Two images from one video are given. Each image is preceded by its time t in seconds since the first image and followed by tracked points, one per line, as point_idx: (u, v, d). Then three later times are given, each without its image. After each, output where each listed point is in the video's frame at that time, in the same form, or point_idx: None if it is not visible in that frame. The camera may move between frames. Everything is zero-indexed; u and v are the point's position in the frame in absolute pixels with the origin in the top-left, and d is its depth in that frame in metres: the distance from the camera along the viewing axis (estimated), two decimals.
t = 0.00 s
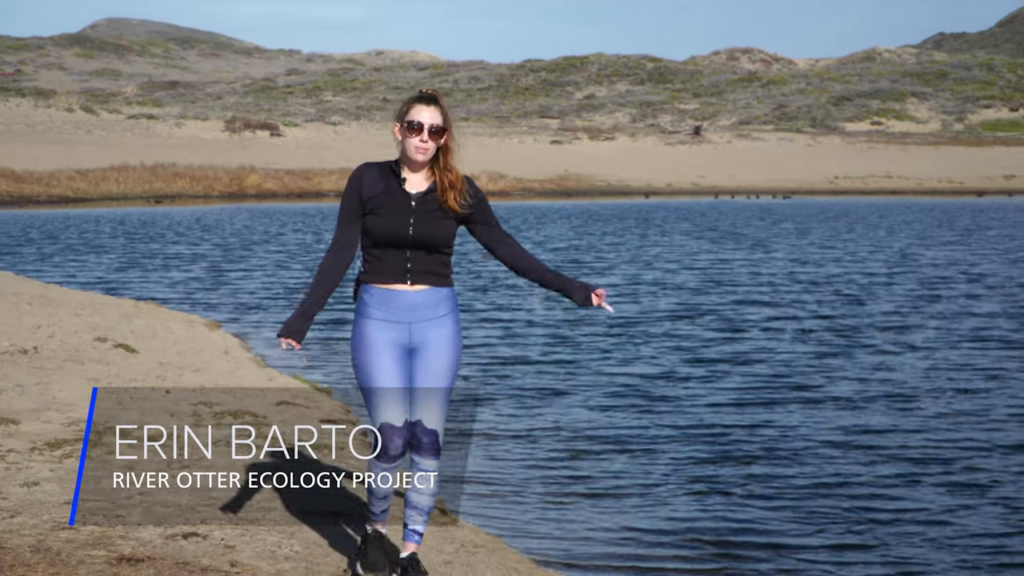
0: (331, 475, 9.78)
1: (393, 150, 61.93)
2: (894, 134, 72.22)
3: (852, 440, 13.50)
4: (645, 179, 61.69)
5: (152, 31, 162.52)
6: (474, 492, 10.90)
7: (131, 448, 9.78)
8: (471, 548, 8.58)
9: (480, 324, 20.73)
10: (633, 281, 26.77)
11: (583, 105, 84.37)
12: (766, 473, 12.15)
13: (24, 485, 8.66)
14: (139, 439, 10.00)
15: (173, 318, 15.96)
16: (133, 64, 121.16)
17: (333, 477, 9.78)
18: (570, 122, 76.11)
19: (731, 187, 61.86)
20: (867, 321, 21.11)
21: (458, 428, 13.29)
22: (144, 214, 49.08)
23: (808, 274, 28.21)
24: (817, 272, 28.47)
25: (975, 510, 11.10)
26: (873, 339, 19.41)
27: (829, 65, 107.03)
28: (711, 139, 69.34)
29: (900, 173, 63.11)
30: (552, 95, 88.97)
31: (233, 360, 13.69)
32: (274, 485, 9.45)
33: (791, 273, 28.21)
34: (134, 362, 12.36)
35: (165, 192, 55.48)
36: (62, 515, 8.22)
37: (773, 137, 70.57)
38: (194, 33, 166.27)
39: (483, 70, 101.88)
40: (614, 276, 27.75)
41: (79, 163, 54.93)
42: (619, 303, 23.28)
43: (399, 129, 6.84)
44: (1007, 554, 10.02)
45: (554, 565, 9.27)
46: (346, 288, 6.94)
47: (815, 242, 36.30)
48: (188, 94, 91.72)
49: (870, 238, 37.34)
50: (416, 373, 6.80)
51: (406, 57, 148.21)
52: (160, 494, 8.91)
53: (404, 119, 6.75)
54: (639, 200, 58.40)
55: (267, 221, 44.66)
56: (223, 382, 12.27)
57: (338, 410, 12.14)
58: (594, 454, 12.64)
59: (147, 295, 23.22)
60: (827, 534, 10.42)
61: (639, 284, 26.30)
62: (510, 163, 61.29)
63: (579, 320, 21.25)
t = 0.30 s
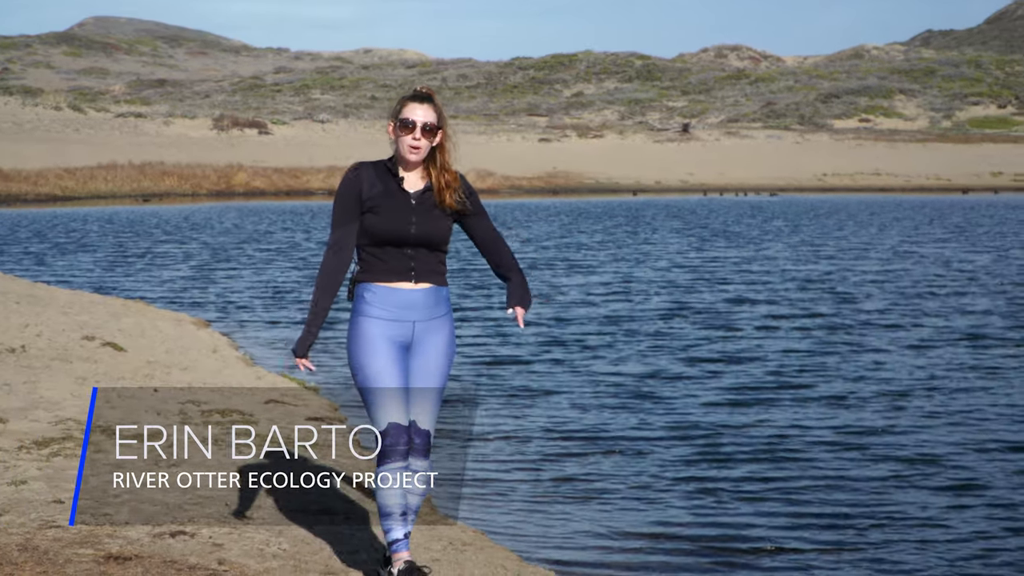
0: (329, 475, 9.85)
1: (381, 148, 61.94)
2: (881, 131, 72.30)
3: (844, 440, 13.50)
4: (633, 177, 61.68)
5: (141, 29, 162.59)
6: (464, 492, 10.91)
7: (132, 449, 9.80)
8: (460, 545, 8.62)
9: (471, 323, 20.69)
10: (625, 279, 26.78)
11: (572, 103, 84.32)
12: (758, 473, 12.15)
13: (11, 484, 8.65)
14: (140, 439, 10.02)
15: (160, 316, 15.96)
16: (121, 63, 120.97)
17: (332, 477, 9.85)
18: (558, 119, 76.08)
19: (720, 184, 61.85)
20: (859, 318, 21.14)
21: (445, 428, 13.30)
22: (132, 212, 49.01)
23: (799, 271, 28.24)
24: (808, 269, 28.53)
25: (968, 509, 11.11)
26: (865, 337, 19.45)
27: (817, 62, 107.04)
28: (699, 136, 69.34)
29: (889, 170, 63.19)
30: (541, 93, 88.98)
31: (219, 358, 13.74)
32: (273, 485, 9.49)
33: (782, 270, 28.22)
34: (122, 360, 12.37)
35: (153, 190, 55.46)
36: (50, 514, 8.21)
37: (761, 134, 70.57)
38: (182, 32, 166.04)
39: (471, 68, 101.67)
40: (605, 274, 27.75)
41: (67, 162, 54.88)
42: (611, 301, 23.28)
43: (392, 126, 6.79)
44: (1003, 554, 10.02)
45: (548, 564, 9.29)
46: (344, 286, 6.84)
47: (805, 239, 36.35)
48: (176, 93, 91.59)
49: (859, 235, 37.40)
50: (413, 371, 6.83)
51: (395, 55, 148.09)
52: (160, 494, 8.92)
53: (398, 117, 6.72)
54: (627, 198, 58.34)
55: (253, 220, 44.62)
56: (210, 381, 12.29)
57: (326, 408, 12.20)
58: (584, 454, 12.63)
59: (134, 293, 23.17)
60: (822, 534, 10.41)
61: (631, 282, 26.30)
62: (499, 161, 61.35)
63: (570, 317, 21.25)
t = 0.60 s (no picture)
0: (329, 476, 9.86)
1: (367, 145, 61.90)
2: (869, 128, 72.35)
3: (834, 439, 13.52)
4: (621, 174, 61.67)
5: (128, 26, 162.20)
6: (453, 490, 10.94)
7: (132, 448, 9.78)
8: (446, 542, 8.64)
9: (460, 321, 20.71)
10: (614, 276, 26.80)
11: (559, 100, 84.26)
12: (748, 473, 12.16)
13: None
14: (140, 439, 10.01)
15: (146, 313, 15.94)
16: (107, 60, 120.64)
17: (330, 477, 9.86)
18: (545, 116, 76.05)
19: (707, 181, 61.80)
20: (850, 316, 21.20)
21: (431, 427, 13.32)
22: (118, 209, 48.93)
23: (789, 268, 28.28)
24: (797, 267, 28.57)
25: (958, 509, 11.15)
26: (855, 335, 19.50)
27: (804, 60, 107.03)
28: (686, 134, 69.31)
29: (876, 168, 63.23)
30: (528, 90, 88.91)
31: (206, 355, 13.76)
32: (273, 485, 9.50)
33: (772, 268, 28.26)
34: (108, 357, 12.37)
35: (140, 187, 55.36)
36: (36, 511, 8.21)
37: (748, 131, 70.53)
38: (169, 28, 165.58)
39: (457, 65, 101.50)
40: (594, 272, 27.76)
41: (53, 159, 54.78)
42: (600, 299, 23.29)
43: (379, 123, 6.80)
44: (995, 554, 10.06)
45: (539, 563, 9.32)
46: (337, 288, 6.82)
47: (794, 236, 36.38)
48: (162, 90, 91.43)
49: (846, 232, 37.46)
50: (407, 373, 6.82)
51: (381, 51, 147.99)
52: (160, 493, 8.90)
53: (384, 114, 6.72)
54: (614, 194, 58.35)
55: (238, 217, 44.59)
56: (197, 377, 12.31)
57: (313, 405, 12.23)
58: (573, 454, 12.63)
59: (121, 290, 23.14)
60: (814, 535, 10.42)
61: (621, 280, 26.33)
62: (486, 158, 61.31)
63: (560, 316, 21.26)
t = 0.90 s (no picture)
0: (329, 476, 9.89)
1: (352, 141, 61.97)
2: (854, 124, 72.49)
3: (826, 439, 13.51)
4: (607, 170, 61.76)
5: (114, 22, 162.10)
6: (442, 490, 10.93)
7: (131, 448, 9.78)
8: (432, 539, 8.64)
9: (449, 320, 20.70)
10: (603, 274, 26.80)
11: (545, 96, 84.33)
12: (742, 473, 12.15)
13: None
14: (140, 439, 10.00)
15: (131, 310, 15.97)
16: (93, 55, 120.54)
17: (331, 477, 9.89)
18: (532, 112, 76.11)
19: (692, 177, 61.85)
20: (840, 314, 21.22)
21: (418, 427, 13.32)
22: (104, 206, 48.92)
23: (778, 265, 28.31)
24: (786, 264, 28.60)
25: (952, 509, 11.15)
26: (845, 333, 19.52)
27: (791, 56, 107.13)
28: (672, 130, 69.37)
29: (862, 164, 63.36)
30: (514, 86, 88.99)
31: (190, 352, 13.78)
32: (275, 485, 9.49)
33: (760, 265, 28.28)
34: (93, 354, 12.38)
35: (125, 183, 55.35)
36: (21, 508, 8.20)
37: (733, 127, 70.59)
38: (155, 24, 165.38)
39: (443, 61, 101.50)
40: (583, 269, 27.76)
41: (38, 155, 54.81)
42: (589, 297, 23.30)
43: (364, 118, 6.58)
44: (991, 554, 10.04)
45: (529, 563, 9.29)
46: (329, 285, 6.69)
47: (782, 233, 36.43)
48: (149, 86, 91.45)
49: (832, 228, 37.53)
50: (399, 374, 6.64)
51: (367, 48, 148.02)
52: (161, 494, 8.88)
53: (371, 108, 6.51)
54: (599, 190, 58.44)
55: (222, 213, 44.63)
56: (182, 373, 12.35)
57: (298, 402, 12.27)
58: (561, 454, 12.60)
59: (106, 287, 23.12)
60: (807, 535, 10.41)
61: (610, 277, 26.34)
62: (472, 154, 61.31)
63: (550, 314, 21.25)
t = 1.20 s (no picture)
0: (329, 476, 9.94)
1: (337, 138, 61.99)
2: (839, 121, 72.61)
3: (818, 437, 13.53)
4: (593, 167, 61.81)
5: (97, 20, 161.79)
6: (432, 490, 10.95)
7: (130, 449, 9.79)
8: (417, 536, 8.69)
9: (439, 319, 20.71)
10: (592, 271, 26.80)
11: (530, 93, 84.35)
12: (737, 473, 12.17)
13: None
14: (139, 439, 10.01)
15: (116, 308, 15.96)
16: (78, 53, 120.30)
17: (330, 477, 9.94)
18: (517, 110, 76.13)
19: (678, 173, 61.88)
20: (830, 311, 21.26)
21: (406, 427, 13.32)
22: (90, 204, 48.86)
23: (766, 262, 28.35)
24: (775, 261, 28.64)
25: (947, 509, 11.17)
26: (836, 330, 19.55)
27: (776, 53, 107.23)
28: (658, 126, 69.38)
29: (847, 160, 63.45)
30: (499, 83, 89.00)
31: (176, 350, 13.79)
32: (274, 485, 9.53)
33: (749, 262, 28.31)
34: (78, 352, 12.37)
35: (110, 181, 55.35)
36: (6, 507, 8.19)
37: (718, 124, 70.61)
38: (139, 23, 165.06)
39: (429, 58, 101.46)
40: (572, 266, 27.77)
41: (23, 153, 54.81)
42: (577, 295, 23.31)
43: (358, 120, 6.49)
44: (989, 554, 10.07)
45: (521, 564, 9.31)
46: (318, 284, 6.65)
47: (770, 229, 36.46)
48: (134, 83, 91.33)
49: (818, 225, 37.59)
50: (396, 372, 6.58)
51: (352, 45, 148.00)
52: (161, 494, 8.89)
53: (366, 112, 6.44)
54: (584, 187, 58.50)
55: (205, 211, 44.62)
56: (167, 372, 12.36)
57: (283, 400, 12.30)
58: (550, 455, 12.61)
59: (90, 285, 23.08)
60: (802, 536, 10.42)
61: (598, 274, 26.36)
62: (457, 151, 61.30)
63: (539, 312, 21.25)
